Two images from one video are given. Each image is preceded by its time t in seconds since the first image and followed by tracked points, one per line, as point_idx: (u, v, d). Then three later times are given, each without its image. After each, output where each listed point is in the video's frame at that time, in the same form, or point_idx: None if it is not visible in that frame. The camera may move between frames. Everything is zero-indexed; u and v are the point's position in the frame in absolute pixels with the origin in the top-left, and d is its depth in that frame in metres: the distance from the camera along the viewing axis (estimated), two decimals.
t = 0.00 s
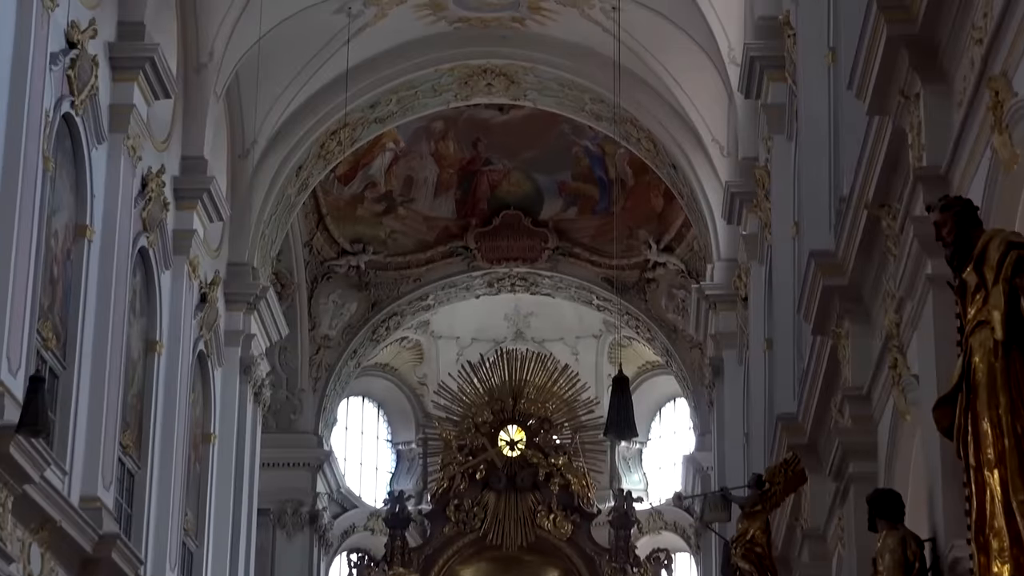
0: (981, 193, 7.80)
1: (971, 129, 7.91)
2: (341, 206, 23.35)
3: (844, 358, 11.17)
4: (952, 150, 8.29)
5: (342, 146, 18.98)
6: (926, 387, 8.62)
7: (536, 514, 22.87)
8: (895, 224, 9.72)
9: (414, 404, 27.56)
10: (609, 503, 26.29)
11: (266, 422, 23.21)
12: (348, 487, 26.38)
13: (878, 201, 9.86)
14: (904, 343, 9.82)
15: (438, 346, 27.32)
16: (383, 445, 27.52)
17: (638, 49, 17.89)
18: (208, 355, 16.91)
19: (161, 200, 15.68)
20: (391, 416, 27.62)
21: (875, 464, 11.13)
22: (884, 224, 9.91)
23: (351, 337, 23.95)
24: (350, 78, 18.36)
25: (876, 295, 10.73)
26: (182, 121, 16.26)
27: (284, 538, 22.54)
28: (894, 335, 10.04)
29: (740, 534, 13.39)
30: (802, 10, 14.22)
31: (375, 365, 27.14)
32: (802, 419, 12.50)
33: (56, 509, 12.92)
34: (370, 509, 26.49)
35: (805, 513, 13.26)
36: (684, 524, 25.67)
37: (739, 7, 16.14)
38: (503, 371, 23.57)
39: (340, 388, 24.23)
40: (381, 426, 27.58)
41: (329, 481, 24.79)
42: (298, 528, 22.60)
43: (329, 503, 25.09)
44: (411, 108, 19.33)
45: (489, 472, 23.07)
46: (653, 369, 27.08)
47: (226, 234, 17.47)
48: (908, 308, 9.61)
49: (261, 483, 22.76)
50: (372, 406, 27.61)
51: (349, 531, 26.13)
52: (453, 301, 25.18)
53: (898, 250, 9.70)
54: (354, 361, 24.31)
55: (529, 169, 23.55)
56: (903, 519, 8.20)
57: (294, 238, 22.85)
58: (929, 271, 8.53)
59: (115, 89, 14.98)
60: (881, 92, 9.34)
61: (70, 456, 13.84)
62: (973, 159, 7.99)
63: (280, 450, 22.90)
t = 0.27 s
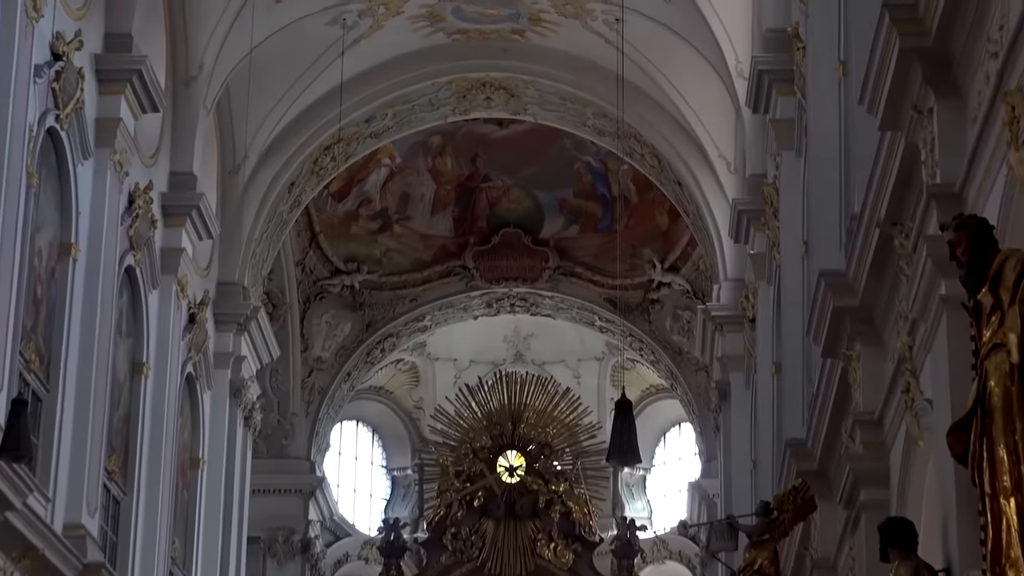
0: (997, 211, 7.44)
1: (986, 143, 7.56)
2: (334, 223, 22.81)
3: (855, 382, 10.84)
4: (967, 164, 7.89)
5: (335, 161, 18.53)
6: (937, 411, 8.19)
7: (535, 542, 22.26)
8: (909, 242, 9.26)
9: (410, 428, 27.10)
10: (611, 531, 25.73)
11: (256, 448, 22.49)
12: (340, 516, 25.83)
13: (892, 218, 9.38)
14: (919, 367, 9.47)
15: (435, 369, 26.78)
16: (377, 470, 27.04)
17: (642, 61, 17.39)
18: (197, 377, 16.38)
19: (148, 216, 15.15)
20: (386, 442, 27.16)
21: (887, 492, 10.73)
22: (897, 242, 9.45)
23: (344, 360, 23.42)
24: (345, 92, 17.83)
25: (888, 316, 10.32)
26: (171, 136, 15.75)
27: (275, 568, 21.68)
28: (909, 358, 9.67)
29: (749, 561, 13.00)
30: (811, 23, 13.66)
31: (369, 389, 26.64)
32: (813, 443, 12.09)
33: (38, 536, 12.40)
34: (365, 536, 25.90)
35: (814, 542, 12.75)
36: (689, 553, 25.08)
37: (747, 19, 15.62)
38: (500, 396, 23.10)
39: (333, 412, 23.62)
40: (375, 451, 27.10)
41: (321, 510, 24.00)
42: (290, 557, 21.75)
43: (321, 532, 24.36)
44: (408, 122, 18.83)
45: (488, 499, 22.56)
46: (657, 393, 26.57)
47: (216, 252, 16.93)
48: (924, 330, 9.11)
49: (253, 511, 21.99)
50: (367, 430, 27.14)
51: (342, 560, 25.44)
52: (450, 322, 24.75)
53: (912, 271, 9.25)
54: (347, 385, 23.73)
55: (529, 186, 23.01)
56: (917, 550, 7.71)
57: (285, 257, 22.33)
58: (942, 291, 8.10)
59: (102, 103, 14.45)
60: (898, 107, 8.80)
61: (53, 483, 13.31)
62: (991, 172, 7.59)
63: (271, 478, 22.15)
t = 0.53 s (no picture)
0: (1017, 223, 7.17)
1: (1007, 151, 7.21)
2: (328, 236, 22.23)
3: (868, 402, 10.44)
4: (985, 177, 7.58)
5: (330, 172, 17.87)
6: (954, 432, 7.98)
7: (537, 567, 21.93)
8: (924, 257, 8.90)
9: (406, 449, 26.48)
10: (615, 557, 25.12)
11: (248, 468, 22.14)
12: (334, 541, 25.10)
13: (905, 232, 9.03)
14: (935, 385, 9.12)
15: (433, 387, 26.36)
16: (373, 494, 26.29)
17: (647, 69, 16.84)
18: (185, 396, 15.81)
19: (135, 229, 14.59)
20: (381, 464, 26.50)
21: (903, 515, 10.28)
22: (912, 257, 9.08)
23: (338, 378, 22.85)
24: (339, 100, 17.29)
25: (905, 332, 9.95)
26: (158, 145, 15.21)
27: None
28: (924, 377, 9.29)
29: None
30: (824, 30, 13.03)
31: (364, 408, 26.07)
32: (824, 467, 11.63)
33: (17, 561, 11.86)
34: (361, 559, 25.23)
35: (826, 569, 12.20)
36: None
37: (756, 26, 15.05)
38: (500, 416, 22.48)
39: (327, 431, 23.09)
40: (371, 474, 26.40)
41: (313, 533, 23.15)
42: None
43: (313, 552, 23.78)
44: (405, 131, 18.28)
45: (487, 523, 22.12)
46: (665, 412, 26.04)
47: (205, 267, 16.38)
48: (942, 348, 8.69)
49: (242, 536, 21.74)
50: (362, 451, 26.47)
51: None
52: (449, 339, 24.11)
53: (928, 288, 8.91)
54: (341, 403, 23.20)
55: (529, 199, 22.50)
56: None
57: (277, 272, 21.79)
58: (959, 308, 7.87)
59: (87, 111, 13.89)
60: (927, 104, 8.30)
61: (35, 505, 12.75)
62: (1010, 188, 7.28)
63: (265, 501, 21.91)
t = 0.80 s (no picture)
0: None
1: None
2: (323, 245, 21.68)
3: (887, 419, 9.84)
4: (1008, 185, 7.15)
5: (325, 178, 17.30)
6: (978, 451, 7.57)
7: None
8: (945, 267, 8.31)
9: (404, 467, 25.88)
10: None
11: (238, 488, 21.27)
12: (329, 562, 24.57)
13: (924, 241, 8.47)
14: (957, 401, 8.55)
15: (432, 404, 25.72)
16: (369, 513, 25.82)
17: (656, 71, 16.25)
18: (173, 411, 15.20)
19: (122, 237, 13.98)
20: (379, 484, 25.94)
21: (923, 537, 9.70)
22: (933, 267, 8.48)
23: (334, 394, 21.98)
24: (335, 104, 16.72)
25: (924, 345, 9.32)
26: (146, 150, 14.63)
27: None
28: (946, 392, 8.70)
29: None
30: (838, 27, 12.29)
31: (360, 424, 25.41)
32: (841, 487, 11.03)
33: None
34: None
35: None
36: None
37: (770, 27, 14.44)
38: (502, 433, 22.06)
39: (322, 450, 22.22)
40: (367, 492, 25.86)
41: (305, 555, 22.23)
42: None
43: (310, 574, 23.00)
44: (404, 137, 17.70)
45: (489, 545, 21.54)
46: (674, 429, 25.30)
47: (194, 277, 15.84)
48: (962, 362, 8.21)
49: (233, 558, 20.85)
50: (359, 468, 25.88)
51: None
52: (449, 353, 23.48)
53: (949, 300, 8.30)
54: (337, 420, 22.33)
55: (533, 207, 22.06)
56: None
57: (270, 282, 21.18)
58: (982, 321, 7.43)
59: (71, 114, 13.29)
60: (954, 99, 7.67)
61: (16, 525, 12.13)
62: None
63: (257, 522, 21.01)
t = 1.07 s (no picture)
0: None
1: None
2: (317, 253, 21.01)
3: (910, 436, 9.14)
4: None
5: (319, 182, 16.64)
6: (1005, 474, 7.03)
7: None
8: (972, 276, 7.61)
9: (402, 486, 25.11)
10: None
11: (227, 508, 20.47)
12: None
13: (949, 247, 7.74)
14: (983, 416, 7.86)
15: (431, 419, 25.06)
16: (364, 534, 24.99)
17: (667, 69, 15.58)
18: (159, 427, 14.51)
19: (106, 244, 13.27)
20: (375, 503, 25.16)
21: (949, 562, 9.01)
22: (957, 277, 7.78)
23: (328, 409, 21.30)
24: (329, 105, 16.06)
25: (950, 358, 8.67)
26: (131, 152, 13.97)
27: None
28: (971, 408, 8.04)
29: None
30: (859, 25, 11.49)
31: (355, 440, 24.65)
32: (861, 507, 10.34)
33: None
34: None
35: None
36: None
37: (786, 24, 13.76)
38: (504, 450, 21.79)
39: (315, 468, 21.49)
40: (363, 513, 25.04)
41: None
42: None
43: None
44: (402, 138, 17.02)
45: (491, 567, 21.36)
46: (686, 445, 24.59)
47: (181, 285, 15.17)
48: (992, 375, 7.51)
49: None
50: (354, 488, 25.07)
51: None
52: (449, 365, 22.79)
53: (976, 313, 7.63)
54: (331, 435, 21.64)
55: (537, 212, 21.34)
56: None
57: (260, 291, 20.57)
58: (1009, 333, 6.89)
59: (53, 114, 12.58)
60: (988, 91, 7.01)
61: None
62: None
63: (247, 543, 20.24)
